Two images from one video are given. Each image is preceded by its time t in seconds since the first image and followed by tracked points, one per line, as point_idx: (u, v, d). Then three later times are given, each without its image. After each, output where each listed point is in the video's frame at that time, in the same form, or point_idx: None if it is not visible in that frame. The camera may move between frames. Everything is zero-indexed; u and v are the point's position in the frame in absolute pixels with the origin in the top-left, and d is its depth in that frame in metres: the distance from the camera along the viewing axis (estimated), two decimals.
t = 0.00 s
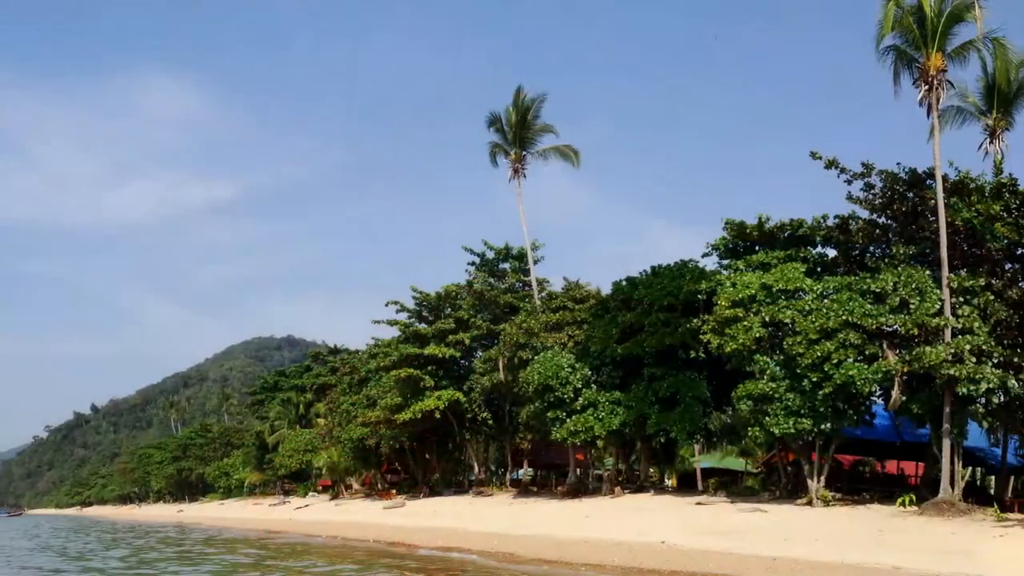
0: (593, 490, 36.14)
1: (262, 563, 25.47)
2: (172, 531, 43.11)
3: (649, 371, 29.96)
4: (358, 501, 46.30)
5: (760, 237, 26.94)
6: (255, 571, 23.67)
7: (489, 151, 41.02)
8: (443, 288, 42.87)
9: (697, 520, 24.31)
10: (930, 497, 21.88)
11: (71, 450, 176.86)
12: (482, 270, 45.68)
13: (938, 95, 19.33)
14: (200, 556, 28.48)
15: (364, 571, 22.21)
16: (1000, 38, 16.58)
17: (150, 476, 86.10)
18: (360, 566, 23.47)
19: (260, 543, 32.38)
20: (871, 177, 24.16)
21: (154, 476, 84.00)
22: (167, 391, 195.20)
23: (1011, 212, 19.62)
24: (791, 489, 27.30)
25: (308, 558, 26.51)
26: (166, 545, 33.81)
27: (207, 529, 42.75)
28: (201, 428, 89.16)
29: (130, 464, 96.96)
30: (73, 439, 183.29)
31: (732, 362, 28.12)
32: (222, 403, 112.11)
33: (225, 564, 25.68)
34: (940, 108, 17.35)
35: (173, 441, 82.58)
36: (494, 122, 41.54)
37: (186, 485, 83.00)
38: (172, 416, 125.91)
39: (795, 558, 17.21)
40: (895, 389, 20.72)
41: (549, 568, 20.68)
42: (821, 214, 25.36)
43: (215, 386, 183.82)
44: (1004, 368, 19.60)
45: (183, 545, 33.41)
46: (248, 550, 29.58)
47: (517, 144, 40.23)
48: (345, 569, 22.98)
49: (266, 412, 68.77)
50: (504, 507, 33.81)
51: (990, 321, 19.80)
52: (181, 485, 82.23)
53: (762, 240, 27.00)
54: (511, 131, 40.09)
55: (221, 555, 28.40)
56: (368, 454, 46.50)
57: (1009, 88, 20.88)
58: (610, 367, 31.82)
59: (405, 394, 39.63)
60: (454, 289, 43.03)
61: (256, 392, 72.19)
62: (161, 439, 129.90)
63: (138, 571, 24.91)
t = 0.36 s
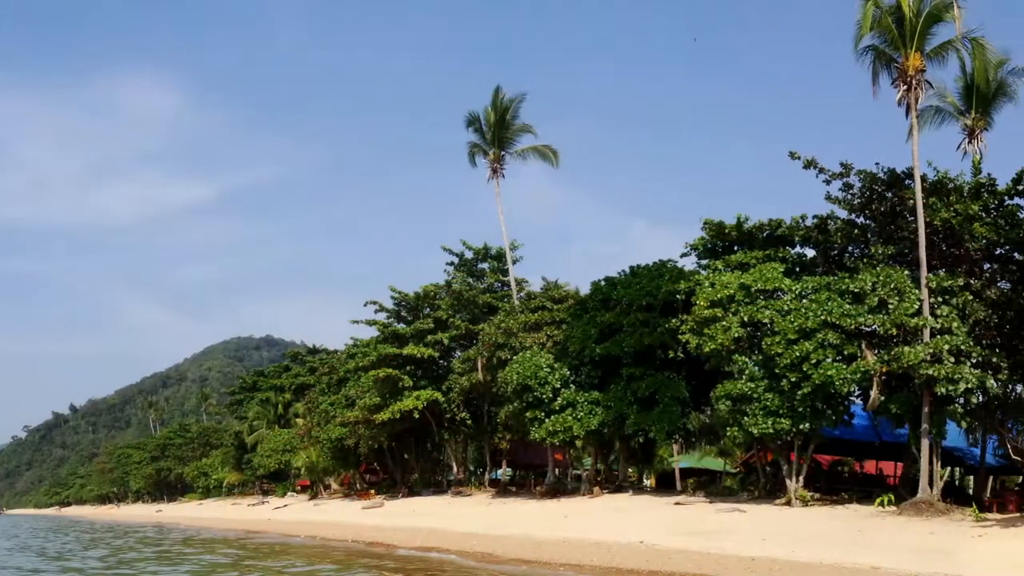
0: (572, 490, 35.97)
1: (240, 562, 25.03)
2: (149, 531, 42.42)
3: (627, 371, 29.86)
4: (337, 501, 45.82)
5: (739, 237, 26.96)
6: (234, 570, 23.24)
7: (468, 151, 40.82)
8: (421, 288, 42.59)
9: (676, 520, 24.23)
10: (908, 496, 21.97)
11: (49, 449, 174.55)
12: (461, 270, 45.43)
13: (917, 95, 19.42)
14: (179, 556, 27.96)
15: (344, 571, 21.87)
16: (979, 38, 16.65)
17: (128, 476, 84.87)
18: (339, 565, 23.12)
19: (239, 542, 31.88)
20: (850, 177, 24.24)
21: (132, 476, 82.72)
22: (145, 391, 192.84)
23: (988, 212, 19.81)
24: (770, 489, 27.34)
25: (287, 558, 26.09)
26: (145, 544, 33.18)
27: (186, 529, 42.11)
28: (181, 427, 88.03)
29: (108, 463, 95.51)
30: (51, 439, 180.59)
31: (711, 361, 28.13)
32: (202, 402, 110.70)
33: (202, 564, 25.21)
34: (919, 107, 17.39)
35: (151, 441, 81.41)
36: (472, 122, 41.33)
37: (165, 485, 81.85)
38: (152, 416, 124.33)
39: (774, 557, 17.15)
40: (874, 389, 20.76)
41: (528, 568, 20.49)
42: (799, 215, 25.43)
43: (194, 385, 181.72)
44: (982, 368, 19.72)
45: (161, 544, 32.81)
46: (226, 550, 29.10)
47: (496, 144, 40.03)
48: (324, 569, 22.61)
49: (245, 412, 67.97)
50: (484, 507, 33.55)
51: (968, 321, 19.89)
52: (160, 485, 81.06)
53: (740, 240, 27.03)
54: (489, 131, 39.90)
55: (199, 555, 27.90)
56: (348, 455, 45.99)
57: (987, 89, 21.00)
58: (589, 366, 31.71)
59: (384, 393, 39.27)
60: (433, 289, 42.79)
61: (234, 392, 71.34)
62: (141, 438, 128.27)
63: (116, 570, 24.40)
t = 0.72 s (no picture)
0: (550, 490, 35.77)
1: (219, 562, 24.56)
2: (126, 531, 41.72)
3: (606, 372, 29.79)
4: (315, 502, 45.30)
5: (717, 238, 26.98)
6: (212, 570, 22.79)
7: (446, 151, 40.52)
8: (400, 287, 42.22)
9: (655, 520, 24.13)
10: (887, 496, 22.06)
11: (28, 449, 172.17)
12: (439, 270, 45.16)
13: (895, 95, 19.49)
14: (158, 556, 27.39)
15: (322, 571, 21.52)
16: (957, 38, 16.73)
17: (108, 476, 83.58)
18: (319, 565, 22.76)
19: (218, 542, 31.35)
20: (827, 177, 24.34)
21: (110, 476, 81.51)
22: (123, 391, 190.38)
23: (967, 212, 20.16)
24: (749, 489, 27.36)
25: (265, 558, 25.65)
26: (124, 544, 32.53)
27: (163, 529, 41.45)
28: (160, 426, 86.89)
29: (87, 462, 94.20)
30: (31, 439, 177.82)
31: (689, 361, 28.13)
32: (181, 402, 109.31)
33: (180, 563, 24.72)
34: (897, 107, 17.43)
35: (130, 440, 80.19)
36: (451, 122, 41.03)
37: (144, 485, 80.68)
38: (131, 416, 122.69)
39: (753, 557, 17.08)
40: (853, 389, 20.80)
41: (506, 568, 20.29)
42: (778, 215, 25.48)
43: (173, 386, 179.50)
44: (960, 368, 19.84)
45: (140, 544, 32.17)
46: (205, 549, 28.57)
47: (474, 144, 39.74)
48: (302, 569, 22.23)
49: (223, 412, 67.13)
50: (463, 508, 33.28)
51: (947, 321, 20.01)
52: (139, 485, 79.90)
53: (719, 240, 27.03)
54: (468, 131, 39.63)
55: (177, 555, 27.35)
56: (326, 455, 45.49)
57: (966, 89, 21.12)
58: (567, 366, 31.60)
59: (362, 393, 38.88)
60: (411, 288, 42.46)
61: (213, 392, 70.41)
62: (121, 438, 126.65)
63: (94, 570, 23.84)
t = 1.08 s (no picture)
0: (529, 490, 35.59)
1: (197, 562, 24.12)
2: (102, 531, 41.00)
3: (585, 371, 29.68)
4: (294, 502, 44.79)
5: (696, 238, 26.96)
6: (190, 570, 22.36)
7: (425, 151, 40.23)
8: (379, 287, 41.86)
9: (634, 520, 24.05)
10: (866, 496, 22.16)
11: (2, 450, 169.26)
12: (418, 270, 44.84)
13: (874, 95, 19.55)
14: (136, 556, 26.85)
15: (301, 571, 21.18)
16: (936, 37, 16.78)
17: (86, 476, 82.29)
18: (297, 565, 22.41)
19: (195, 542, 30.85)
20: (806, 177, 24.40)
21: (88, 476, 80.21)
22: (101, 391, 187.97)
23: (946, 212, 20.27)
24: (727, 489, 27.37)
25: (243, 558, 25.21)
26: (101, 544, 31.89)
27: (141, 529, 40.74)
28: (139, 426, 85.69)
29: (65, 463, 92.77)
30: (7, 440, 174.92)
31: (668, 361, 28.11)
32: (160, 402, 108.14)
33: (157, 563, 24.24)
34: (876, 107, 17.48)
35: (109, 441, 78.95)
36: (430, 122, 40.73)
37: (123, 485, 79.48)
38: (109, 416, 121.00)
39: (732, 557, 17.02)
40: (831, 389, 20.84)
41: (485, 568, 20.09)
42: (757, 215, 25.51)
43: (152, 385, 177.28)
44: (939, 367, 19.95)
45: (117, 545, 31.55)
46: (183, 549, 28.06)
47: (453, 144, 39.48)
48: (281, 569, 21.87)
49: (201, 412, 66.28)
50: (441, 508, 33.01)
51: (925, 321, 20.12)
52: (117, 486, 78.67)
53: (697, 239, 27.01)
54: (446, 131, 39.37)
55: (155, 555, 26.84)
56: (304, 455, 45.01)
57: (944, 89, 21.25)
58: (546, 366, 31.44)
59: (341, 393, 38.47)
60: (390, 288, 42.10)
61: (191, 392, 69.50)
62: (98, 439, 124.89)
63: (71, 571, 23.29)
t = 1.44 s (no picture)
0: (508, 490, 35.38)
1: (176, 562, 23.67)
2: (81, 531, 40.23)
3: (563, 372, 29.54)
4: (272, 502, 44.25)
5: (675, 238, 26.95)
6: (170, 570, 21.94)
7: (404, 151, 39.93)
8: (357, 287, 41.47)
9: (612, 520, 23.96)
10: (844, 496, 22.24)
11: None
12: (396, 270, 44.51)
13: (852, 96, 19.62)
14: (114, 556, 26.31)
15: (280, 571, 20.85)
16: (915, 38, 16.87)
17: (64, 477, 81.02)
18: (276, 565, 22.05)
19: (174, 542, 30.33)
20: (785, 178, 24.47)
21: (68, 475, 78.81)
22: (79, 391, 185.39)
23: (925, 212, 20.38)
24: (706, 490, 27.37)
25: (222, 558, 24.79)
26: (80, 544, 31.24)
27: (119, 530, 40.01)
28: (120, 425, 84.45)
29: (43, 463, 91.34)
30: None
31: (647, 361, 28.09)
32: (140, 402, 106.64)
33: (135, 563, 23.77)
34: (855, 108, 17.52)
35: (87, 441, 77.72)
36: (408, 122, 40.43)
37: (101, 485, 78.26)
38: (88, 416, 119.31)
39: (711, 558, 16.95)
40: (810, 389, 20.86)
41: (464, 568, 19.88)
42: (736, 215, 25.55)
43: (129, 385, 174.93)
44: (918, 368, 20.04)
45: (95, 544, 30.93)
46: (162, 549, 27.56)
47: (432, 144, 39.19)
48: (260, 569, 21.51)
49: (181, 412, 65.39)
50: (420, 508, 32.75)
51: (905, 321, 20.20)
52: (96, 486, 77.24)
53: (676, 240, 27.00)
54: (425, 131, 39.08)
55: (133, 555, 26.32)
56: (283, 455, 44.59)
57: (923, 89, 21.39)
58: (525, 366, 31.20)
59: (319, 393, 38.19)
60: (369, 288, 41.73)
61: (170, 392, 68.54)
62: (75, 439, 123.02)
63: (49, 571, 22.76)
